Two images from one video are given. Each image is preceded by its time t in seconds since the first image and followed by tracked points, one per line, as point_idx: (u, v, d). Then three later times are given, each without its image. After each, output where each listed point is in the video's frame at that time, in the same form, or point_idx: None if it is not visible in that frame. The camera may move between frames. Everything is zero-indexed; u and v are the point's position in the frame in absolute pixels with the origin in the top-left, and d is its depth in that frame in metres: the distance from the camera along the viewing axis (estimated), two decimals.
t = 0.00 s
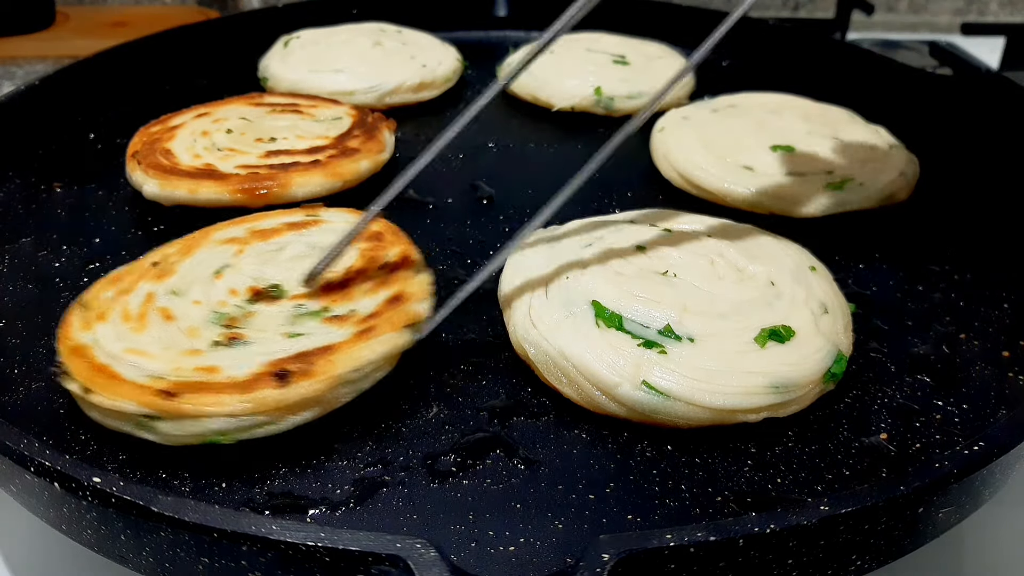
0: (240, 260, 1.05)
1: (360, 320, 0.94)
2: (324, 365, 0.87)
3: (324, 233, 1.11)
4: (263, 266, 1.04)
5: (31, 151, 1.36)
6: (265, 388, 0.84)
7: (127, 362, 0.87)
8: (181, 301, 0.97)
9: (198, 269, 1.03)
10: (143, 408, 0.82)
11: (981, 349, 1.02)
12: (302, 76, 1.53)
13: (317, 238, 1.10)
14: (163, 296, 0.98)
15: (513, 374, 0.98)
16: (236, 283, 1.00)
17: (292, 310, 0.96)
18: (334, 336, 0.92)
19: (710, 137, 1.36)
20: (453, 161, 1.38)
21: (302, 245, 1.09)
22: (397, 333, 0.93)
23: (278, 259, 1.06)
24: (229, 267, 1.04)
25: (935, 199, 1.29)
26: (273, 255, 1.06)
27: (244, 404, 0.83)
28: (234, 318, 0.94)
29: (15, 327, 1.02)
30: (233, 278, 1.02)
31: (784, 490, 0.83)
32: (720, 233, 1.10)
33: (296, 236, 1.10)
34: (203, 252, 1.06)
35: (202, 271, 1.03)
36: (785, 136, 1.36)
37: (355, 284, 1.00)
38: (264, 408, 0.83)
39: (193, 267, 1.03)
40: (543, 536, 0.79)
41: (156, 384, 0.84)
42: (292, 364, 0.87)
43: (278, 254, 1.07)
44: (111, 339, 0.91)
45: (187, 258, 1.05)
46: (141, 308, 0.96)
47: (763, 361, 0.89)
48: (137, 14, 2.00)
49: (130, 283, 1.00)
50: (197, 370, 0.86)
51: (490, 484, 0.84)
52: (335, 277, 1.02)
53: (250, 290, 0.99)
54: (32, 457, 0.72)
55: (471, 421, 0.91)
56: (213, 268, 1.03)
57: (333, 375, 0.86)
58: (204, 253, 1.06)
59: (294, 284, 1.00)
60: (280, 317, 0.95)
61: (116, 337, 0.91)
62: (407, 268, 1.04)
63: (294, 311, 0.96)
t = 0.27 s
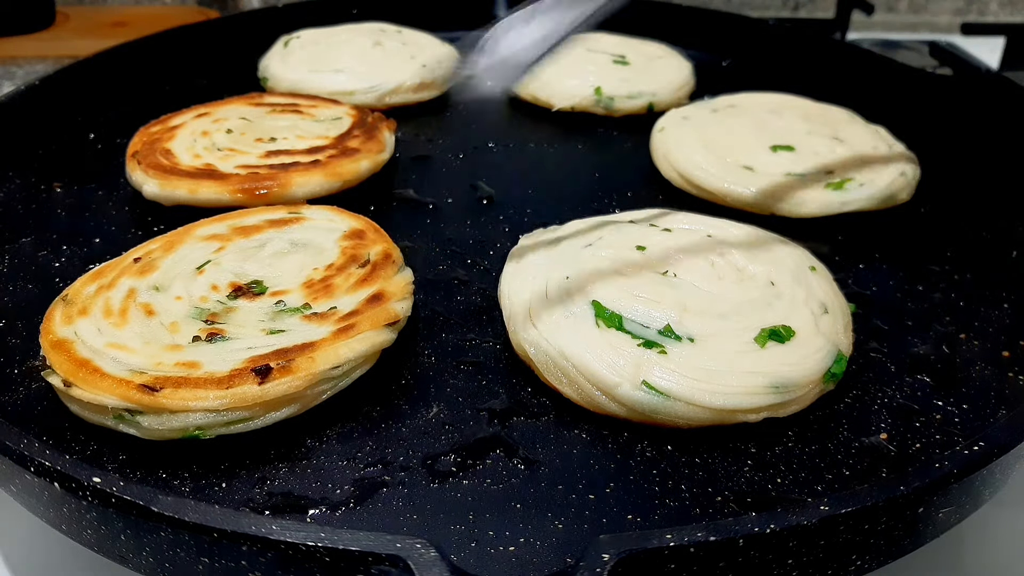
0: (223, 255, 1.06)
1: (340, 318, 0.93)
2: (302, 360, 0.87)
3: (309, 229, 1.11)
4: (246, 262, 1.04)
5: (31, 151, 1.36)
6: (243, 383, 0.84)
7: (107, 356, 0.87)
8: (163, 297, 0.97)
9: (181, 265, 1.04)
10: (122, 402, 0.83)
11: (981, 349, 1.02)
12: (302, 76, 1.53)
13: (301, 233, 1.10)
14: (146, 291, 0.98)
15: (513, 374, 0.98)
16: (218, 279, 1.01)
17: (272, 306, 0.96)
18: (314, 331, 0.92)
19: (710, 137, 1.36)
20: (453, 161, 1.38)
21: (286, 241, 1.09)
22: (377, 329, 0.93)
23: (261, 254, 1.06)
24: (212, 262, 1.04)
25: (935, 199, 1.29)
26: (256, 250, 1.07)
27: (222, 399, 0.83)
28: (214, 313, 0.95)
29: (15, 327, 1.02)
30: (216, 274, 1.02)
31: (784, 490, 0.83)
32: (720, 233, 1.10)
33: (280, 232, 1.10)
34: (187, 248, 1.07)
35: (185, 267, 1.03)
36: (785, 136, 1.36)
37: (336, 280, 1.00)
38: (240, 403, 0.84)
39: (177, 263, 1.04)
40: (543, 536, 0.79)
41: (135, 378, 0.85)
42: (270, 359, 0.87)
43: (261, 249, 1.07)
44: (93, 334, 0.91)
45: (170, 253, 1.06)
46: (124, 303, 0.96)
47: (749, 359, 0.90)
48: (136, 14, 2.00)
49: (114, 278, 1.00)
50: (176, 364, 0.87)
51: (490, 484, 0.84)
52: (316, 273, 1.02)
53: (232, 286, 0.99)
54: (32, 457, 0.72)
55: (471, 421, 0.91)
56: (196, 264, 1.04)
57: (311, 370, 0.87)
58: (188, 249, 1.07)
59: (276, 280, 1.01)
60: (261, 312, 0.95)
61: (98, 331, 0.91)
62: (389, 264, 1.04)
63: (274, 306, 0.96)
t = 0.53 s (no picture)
0: (223, 255, 1.06)
1: (340, 319, 0.93)
2: (302, 360, 0.87)
3: (310, 229, 1.11)
4: (246, 262, 1.04)
5: (31, 151, 1.36)
6: (243, 383, 0.84)
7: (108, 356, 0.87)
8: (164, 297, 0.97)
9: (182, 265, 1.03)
10: (122, 402, 0.83)
11: (981, 349, 1.02)
12: (302, 76, 1.53)
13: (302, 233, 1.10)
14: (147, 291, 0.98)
15: (513, 374, 0.98)
16: (219, 279, 1.01)
17: (272, 306, 0.96)
18: (314, 332, 0.92)
19: (710, 137, 1.36)
20: (453, 161, 1.38)
21: (286, 241, 1.09)
22: (377, 329, 0.93)
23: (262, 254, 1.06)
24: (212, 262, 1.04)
25: (935, 199, 1.29)
26: (256, 250, 1.07)
27: (222, 399, 0.83)
28: (214, 313, 0.95)
29: (15, 327, 1.02)
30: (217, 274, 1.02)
31: (784, 490, 0.83)
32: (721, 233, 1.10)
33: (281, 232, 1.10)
34: (187, 247, 1.07)
35: (185, 267, 1.03)
36: (786, 136, 1.36)
37: (336, 280, 1.00)
38: (241, 403, 0.84)
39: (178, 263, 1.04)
40: (543, 536, 0.79)
41: (135, 378, 0.85)
42: (271, 360, 0.87)
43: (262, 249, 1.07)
44: (93, 333, 0.91)
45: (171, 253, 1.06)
46: (125, 303, 0.96)
47: (748, 359, 0.90)
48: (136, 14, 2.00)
49: (114, 278, 1.00)
50: (176, 364, 0.87)
51: (490, 484, 0.84)
52: (316, 273, 1.02)
53: (232, 286, 0.99)
54: (32, 457, 0.72)
55: (471, 421, 0.91)
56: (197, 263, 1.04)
57: (311, 371, 0.87)
58: (189, 248, 1.07)
59: (276, 281, 1.01)
60: (261, 312, 0.95)
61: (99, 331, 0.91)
62: (390, 265, 1.04)
63: (274, 306, 0.96)
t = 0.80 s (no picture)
0: (223, 255, 1.06)
1: (340, 319, 0.93)
2: (302, 360, 0.87)
3: (311, 229, 1.11)
4: (246, 262, 1.04)
5: (31, 151, 1.36)
6: (243, 383, 0.84)
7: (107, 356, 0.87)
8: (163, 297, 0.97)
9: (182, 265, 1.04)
10: (122, 402, 0.83)
11: (981, 350, 1.02)
12: (302, 76, 1.53)
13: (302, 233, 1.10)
14: (146, 291, 0.98)
15: (513, 374, 0.98)
16: (218, 279, 1.01)
17: (272, 306, 0.96)
18: (314, 332, 0.92)
19: (710, 137, 1.36)
20: (453, 161, 1.38)
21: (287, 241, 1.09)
22: (377, 329, 0.93)
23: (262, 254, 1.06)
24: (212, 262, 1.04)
25: (935, 199, 1.29)
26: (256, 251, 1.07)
27: (222, 400, 0.83)
28: (215, 313, 0.95)
29: (15, 327, 1.02)
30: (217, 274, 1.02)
31: (784, 490, 0.83)
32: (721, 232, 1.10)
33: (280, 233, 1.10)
34: (186, 248, 1.07)
35: (185, 267, 1.03)
36: (786, 136, 1.36)
37: (336, 280, 1.00)
38: (241, 404, 0.84)
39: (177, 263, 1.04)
40: (543, 536, 0.79)
41: (135, 378, 0.85)
42: (271, 361, 0.87)
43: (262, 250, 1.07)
44: (93, 334, 0.91)
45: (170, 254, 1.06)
46: (124, 303, 0.96)
47: (748, 359, 0.90)
48: (136, 14, 2.00)
49: (114, 278, 1.00)
50: (176, 365, 0.87)
51: (490, 484, 0.84)
52: (316, 274, 1.02)
53: (232, 286, 0.99)
54: (32, 457, 0.72)
55: (471, 421, 0.91)
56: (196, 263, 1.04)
57: (311, 371, 0.87)
58: (188, 249, 1.07)
59: (276, 281, 1.01)
60: (261, 312, 0.95)
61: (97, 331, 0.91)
62: (390, 265, 1.04)
63: (274, 306, 0.96)
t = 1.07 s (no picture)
0: (223, 255, 1.06)
1: (340, 319, 0.93)
2: (302, 361, 0.87)
3: (311, 229, 1.11)
4: (246, 262, 1.04)
5: (31, 151, 1.36)
6: (243, 383, 0.84)
7: (107, 356, 0.87)
8: (163, 297, 0.97)
9: (182, 265, 1.04)
10: (122, 402, 0.83)
11: (981, 350, 1.02)
12: (302, 76, 1.53)
13: (301, 233, 1.10)
14: (146, 292, 0.98)
15: (512, 374, 0.98)
16: (219, 279, 1.01)
17: (273, 306, 0.96)
18: (314, 332, 0.92)
19: (710, 137, 1.36)
20: (453, 161, 1.38)
21: (287, 241, 1.09)
22: (377, 329, 0.93)
23: (262, 255, 1.06)
24: (213, 262, 1.04)
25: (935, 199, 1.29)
26: (256, 251, 1.07)
27: (222, 400, 0.83)
28: (215, 313, 0.95)
29: (15, 327, 1.02)
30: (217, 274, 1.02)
31: (784, 490, 0.83)
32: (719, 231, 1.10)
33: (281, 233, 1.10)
34: (187, 248, 1.07)
35: (186, 267, 1.03)
36: (786, 136, 1.36)
37: (336, 280, 1.00)
38: (242, 404, 0.84)
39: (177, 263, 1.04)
40: (543, 536, 0.79)
41: (135, 378, 0.85)
42: (271, 361, 0.87)
43: (263, 249, 1.07)
44: (93, 334, 0.91)
45: (170, 253, 1.06)
46: (124, 303, 0.96)
47: (748, 359, 0.90)
48: (136, 14, 2.00)
49: (114, 278, 1.00)
50: (176, 365, 0.87)
51: (490, 484, 0.84)
52: (317, 273, 1.02)
53: (233, 286, 0.99)
54: (32, 457, 0.72)
55: (471, 421, 0.91)
56: (197, 263, 1.04)
57: (312, 371, 0.87)
58: (188, 249, 1.07)
59: (277, 281, 1.01)
60: (261, 312, 0.95)
61: (96, 332, 0.91)
62: (390, 265, 1.04)
63: (275, 306, 0.96)
